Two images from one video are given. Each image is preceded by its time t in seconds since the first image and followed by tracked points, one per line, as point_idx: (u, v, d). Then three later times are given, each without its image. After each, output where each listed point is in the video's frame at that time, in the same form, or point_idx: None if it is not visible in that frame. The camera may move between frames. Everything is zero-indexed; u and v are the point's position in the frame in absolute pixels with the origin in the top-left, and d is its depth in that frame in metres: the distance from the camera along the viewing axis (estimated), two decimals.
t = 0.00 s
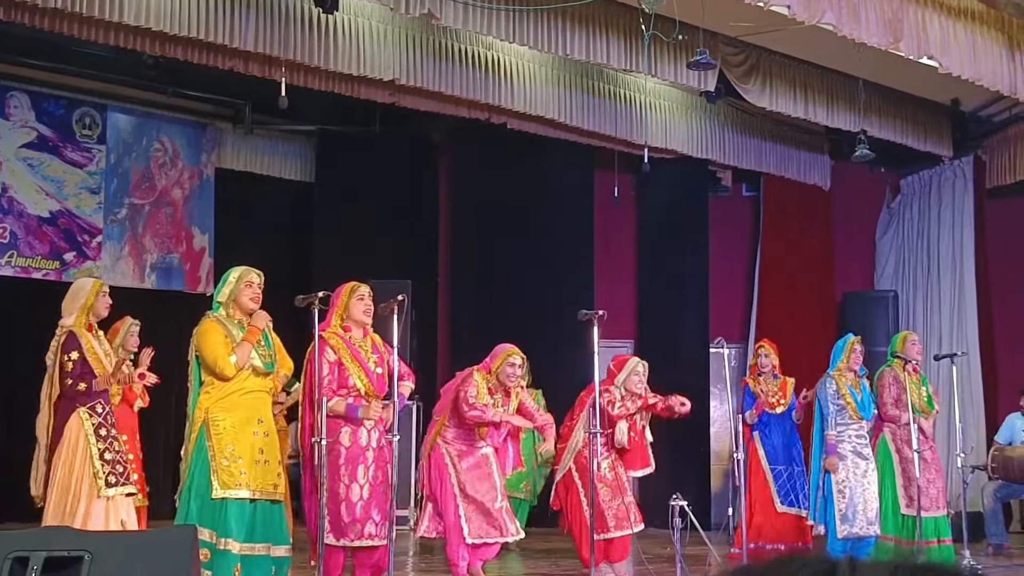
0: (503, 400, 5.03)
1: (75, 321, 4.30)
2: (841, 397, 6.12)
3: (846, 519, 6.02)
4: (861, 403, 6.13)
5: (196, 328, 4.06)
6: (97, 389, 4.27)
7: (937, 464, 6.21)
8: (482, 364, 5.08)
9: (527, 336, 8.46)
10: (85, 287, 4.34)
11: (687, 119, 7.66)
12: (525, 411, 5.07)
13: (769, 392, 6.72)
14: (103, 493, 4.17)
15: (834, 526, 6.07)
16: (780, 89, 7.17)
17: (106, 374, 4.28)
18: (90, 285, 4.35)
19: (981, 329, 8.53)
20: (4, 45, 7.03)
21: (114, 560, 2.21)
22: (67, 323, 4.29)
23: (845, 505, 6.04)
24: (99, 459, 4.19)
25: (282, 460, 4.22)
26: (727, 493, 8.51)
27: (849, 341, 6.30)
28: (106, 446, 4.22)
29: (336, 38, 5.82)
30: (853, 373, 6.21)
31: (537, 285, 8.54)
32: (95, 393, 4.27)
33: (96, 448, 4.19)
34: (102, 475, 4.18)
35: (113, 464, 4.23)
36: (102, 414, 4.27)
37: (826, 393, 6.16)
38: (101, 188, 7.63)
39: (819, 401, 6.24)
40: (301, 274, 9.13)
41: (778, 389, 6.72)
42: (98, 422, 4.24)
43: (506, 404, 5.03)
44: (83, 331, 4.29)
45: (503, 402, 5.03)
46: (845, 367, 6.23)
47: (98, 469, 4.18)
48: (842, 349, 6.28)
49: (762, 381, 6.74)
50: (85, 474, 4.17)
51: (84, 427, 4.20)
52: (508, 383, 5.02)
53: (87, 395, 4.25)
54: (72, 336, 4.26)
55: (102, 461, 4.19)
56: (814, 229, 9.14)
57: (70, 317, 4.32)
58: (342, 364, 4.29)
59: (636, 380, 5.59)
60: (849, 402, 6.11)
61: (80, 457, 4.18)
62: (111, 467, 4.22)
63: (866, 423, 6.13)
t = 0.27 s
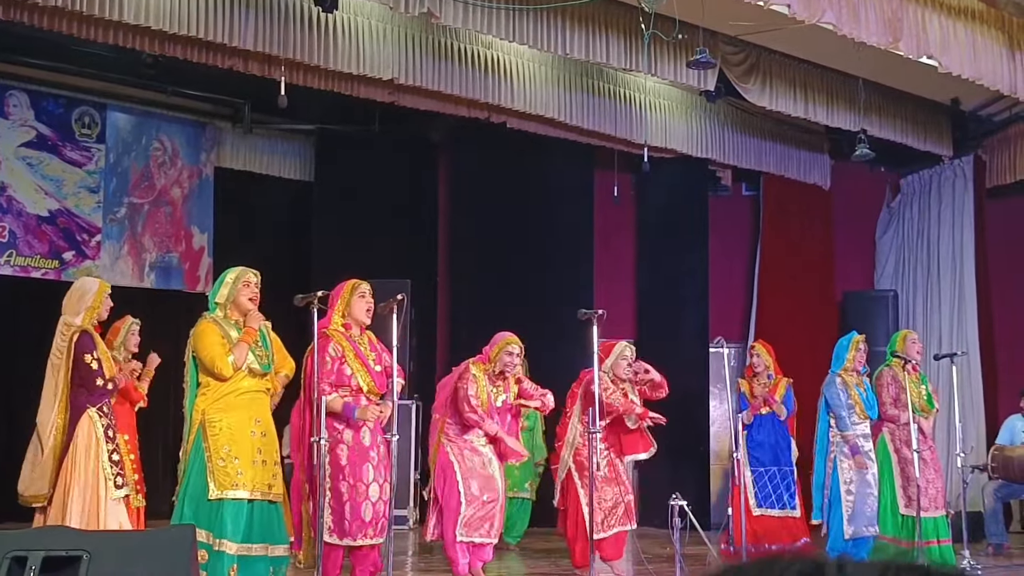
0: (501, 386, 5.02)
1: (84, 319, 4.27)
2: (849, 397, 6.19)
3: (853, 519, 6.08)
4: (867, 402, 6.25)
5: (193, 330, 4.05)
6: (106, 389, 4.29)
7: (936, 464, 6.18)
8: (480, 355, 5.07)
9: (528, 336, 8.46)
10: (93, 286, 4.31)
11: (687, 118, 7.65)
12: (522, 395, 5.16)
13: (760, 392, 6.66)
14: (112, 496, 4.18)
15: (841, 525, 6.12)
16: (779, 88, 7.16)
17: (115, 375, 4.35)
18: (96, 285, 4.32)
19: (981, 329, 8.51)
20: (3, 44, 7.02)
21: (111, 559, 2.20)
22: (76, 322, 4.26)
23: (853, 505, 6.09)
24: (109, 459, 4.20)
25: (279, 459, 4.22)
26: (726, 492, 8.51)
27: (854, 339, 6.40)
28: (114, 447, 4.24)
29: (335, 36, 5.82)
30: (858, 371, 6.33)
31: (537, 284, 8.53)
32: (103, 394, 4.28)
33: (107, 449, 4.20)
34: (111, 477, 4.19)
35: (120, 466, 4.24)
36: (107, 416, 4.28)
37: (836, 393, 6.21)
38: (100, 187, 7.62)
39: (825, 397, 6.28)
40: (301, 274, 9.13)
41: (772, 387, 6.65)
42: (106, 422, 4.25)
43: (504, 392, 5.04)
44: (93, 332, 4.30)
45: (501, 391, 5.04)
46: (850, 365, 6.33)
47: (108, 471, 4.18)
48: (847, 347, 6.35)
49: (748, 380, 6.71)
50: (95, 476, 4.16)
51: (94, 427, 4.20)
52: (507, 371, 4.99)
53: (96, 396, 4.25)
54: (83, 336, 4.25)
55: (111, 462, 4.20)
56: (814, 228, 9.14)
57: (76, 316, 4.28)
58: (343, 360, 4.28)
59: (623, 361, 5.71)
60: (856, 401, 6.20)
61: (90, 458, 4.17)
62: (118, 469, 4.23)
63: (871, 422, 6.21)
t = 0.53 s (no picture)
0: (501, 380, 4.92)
1: (85, 316, 4.25)
2: (857, 397, 6.11)
3: (858, 519, 6.08)
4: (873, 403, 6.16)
5: (192, 328, 4.06)
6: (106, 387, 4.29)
7: (934, 463, 6.19)
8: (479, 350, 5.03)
9: (529, 336, 8.46)
10: (94, 284, 4.28)
11: (687, 117, 7.65)
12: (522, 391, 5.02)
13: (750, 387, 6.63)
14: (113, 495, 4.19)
15: (844, 526, 6.11)
16: (779, 88, 7.16)
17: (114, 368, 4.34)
18: (95, 283, 4.28)
19: (981, 329, 8.52)
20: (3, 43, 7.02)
21: (111, 557, 2.20)
22: (77, 319, 4.24)
23: (857, 505, 6.09)
24: (110, 459, 4.21)
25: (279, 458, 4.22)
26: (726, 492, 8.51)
27: (857, 339, 6.37)
28: (114, 446, 4.25)
29: (335, 36, 5.82)
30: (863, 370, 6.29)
31: (537, 284, 8.53)
32: (102, 393, 4.27)
33: (107, 448, 4.21)
34: (112, 476, 4.20)
35: (120, 464, 4.25)
36: (107, 414, 4.28)
37: (842, 390, 6.12)
38: (100, 186, 7.62)
39: (831, 395, 6.20)
40: (301, 274, 9.13)
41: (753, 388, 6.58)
42: (106, 421, 4.26)
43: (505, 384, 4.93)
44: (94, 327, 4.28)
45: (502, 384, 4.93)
46: (855, 365, 6.29)
47: (109, 470, 4.19)
48: (850, 347, 6.35)
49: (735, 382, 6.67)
50: (96, 475, 4.17)
51: (95, 426, 4.20)
52: (506, 362, 4.91)
53: (96, 394, 4.24)
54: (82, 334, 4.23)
55: (112, 461, 4.22)
56: (814, 228, 9.14)
57: (76, 313, 4.26)
58: (337, 342, 4.27)
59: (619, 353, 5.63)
60: (862, 401, 6.11)
61: (93, 458, 4.17)
62: (118, 468, 4.24)
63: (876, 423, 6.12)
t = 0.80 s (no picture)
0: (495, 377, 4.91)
1: (77, 320, 4.26)
2: (859, 397, 6.10)
3: (865, 520, 6.05)
4: (875, 404, 6.18)
5: (191, 330, 4.06)
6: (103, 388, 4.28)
7: (934, 462, 6.20)
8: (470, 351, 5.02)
9: (529, 335, 8.46)
10: (89, 287, 4.29)
11: (686, 116, 7.65)
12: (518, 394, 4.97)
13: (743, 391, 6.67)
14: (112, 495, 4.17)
15: (851, 527, 6.09)
16: (778, 87, 7.16)
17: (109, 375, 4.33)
18: (90, 286, 4.30)
19: (981, 328, 8.52)
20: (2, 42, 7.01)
21: (111, 556, 2.20)
22: (70, 323, 4.25)
23: (863, 505, 6.06)
24: (109, 457, 4.19)
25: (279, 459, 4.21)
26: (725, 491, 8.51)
27: (856, 339, 6.37)
28: (113, 445, 4.23)
29: (335, 35, 5.81)
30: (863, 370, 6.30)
31: (536, 283, 8.53)
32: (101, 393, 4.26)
33: (106, 447, 4.20)
34: (111, 475, 4.19)
35: (120, 463, 4.24)
36: (106, 413, 4.27)
37: (848, 393, 6.09)
38: (99, 185, 7.61)
39: (834, 397, 6.17)
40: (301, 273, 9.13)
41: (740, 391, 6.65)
42: (105, 420, 4.24)
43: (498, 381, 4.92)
44: (87, 331, 4.28)
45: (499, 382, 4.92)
46: (855, 365, 6.28)
47: (107, 470, 4.18)
48: (850, 347, 6.33)
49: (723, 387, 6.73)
50: (94, 475, 4.16)
51: (93, 425, 4.19)
52: (500, 359, 4.90)
53: (94, 394, 4.24)
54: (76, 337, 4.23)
55: (111, 460, 4.20)
56: (813, 227, 9.13)
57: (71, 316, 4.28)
58: (332, 360, 4.27)
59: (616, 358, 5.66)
60: (866, 402, 6.12)
61: (92, 456, 4.16)
62: (117, 466, 4.23)
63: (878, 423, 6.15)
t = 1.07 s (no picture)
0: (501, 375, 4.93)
1: (77, 316, 4.29)
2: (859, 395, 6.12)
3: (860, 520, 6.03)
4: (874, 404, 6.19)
5: (190, 328, 4.04)
6: (97, 385, 4.26)
7: (932, 461, 6.22)
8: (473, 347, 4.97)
9: (528, 335, 8.47)
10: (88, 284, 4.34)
11: (685, 116, 7.65)
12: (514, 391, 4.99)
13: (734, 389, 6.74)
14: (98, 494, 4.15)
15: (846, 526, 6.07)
16: (778, 87, 7.15)
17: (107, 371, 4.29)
18: (91, 283, 4.35)
19: (980, 327, 8.52)
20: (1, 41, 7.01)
21: (111, 557, 2.20)
22: (68, 318, 4.28)
23: (859, 506, 6.04)
24: (96, 457, 4.17)
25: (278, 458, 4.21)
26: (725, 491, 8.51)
27: (858, 339, 6.36)
28: (102, 445, 4.21)
29: (334, 34, 5.81)
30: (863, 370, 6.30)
31: (536, 283, 8.53)
32: (92, 391, 4.24)
33: (94, 446, 4.18)
34: (98, 475, 4.17)
35: (109, 463, 4.21)
36: (99, 412, 4.25)
37: (850, 391, 6.10)
38: (98, 185, 7.61)
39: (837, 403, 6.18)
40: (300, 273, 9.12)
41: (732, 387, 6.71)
42: (95, 420, 4.22)
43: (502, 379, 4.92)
44: (83, 328, 4.28)
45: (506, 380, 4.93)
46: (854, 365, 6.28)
47: (93, 469, 4.16)
48: (851, 348, 6.34)
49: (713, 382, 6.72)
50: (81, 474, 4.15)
51: (81, 424, 4.19)
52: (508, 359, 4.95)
53: (84, 393, 4.23)
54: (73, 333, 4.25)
55: (99, 460, 4.18)
56: (813, 226, 9.13)
57: (71, 313, 4.31)
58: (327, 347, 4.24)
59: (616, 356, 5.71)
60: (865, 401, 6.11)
61: (79, 456, 4.16)
62: (107, 466, 4.20)
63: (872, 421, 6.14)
